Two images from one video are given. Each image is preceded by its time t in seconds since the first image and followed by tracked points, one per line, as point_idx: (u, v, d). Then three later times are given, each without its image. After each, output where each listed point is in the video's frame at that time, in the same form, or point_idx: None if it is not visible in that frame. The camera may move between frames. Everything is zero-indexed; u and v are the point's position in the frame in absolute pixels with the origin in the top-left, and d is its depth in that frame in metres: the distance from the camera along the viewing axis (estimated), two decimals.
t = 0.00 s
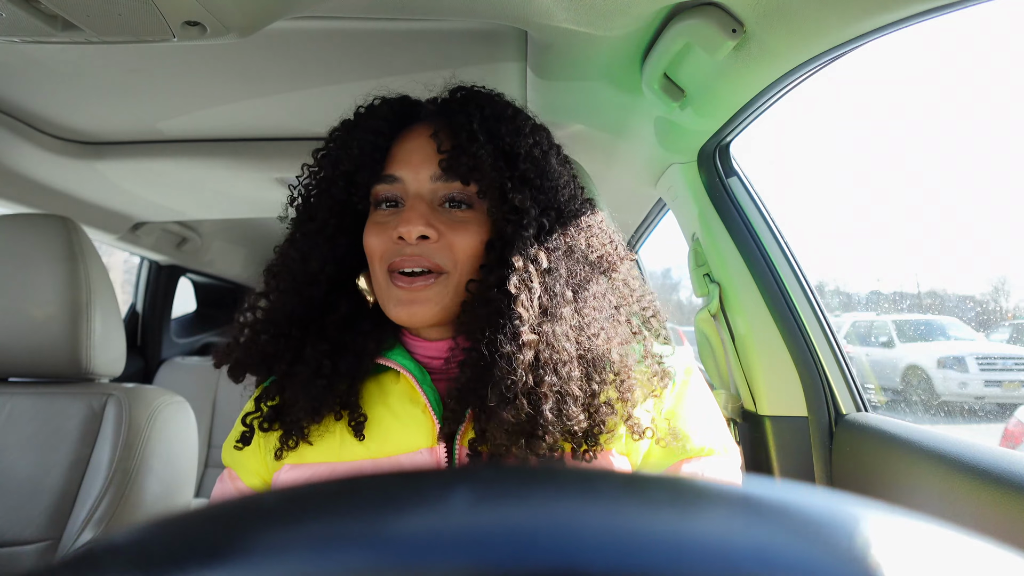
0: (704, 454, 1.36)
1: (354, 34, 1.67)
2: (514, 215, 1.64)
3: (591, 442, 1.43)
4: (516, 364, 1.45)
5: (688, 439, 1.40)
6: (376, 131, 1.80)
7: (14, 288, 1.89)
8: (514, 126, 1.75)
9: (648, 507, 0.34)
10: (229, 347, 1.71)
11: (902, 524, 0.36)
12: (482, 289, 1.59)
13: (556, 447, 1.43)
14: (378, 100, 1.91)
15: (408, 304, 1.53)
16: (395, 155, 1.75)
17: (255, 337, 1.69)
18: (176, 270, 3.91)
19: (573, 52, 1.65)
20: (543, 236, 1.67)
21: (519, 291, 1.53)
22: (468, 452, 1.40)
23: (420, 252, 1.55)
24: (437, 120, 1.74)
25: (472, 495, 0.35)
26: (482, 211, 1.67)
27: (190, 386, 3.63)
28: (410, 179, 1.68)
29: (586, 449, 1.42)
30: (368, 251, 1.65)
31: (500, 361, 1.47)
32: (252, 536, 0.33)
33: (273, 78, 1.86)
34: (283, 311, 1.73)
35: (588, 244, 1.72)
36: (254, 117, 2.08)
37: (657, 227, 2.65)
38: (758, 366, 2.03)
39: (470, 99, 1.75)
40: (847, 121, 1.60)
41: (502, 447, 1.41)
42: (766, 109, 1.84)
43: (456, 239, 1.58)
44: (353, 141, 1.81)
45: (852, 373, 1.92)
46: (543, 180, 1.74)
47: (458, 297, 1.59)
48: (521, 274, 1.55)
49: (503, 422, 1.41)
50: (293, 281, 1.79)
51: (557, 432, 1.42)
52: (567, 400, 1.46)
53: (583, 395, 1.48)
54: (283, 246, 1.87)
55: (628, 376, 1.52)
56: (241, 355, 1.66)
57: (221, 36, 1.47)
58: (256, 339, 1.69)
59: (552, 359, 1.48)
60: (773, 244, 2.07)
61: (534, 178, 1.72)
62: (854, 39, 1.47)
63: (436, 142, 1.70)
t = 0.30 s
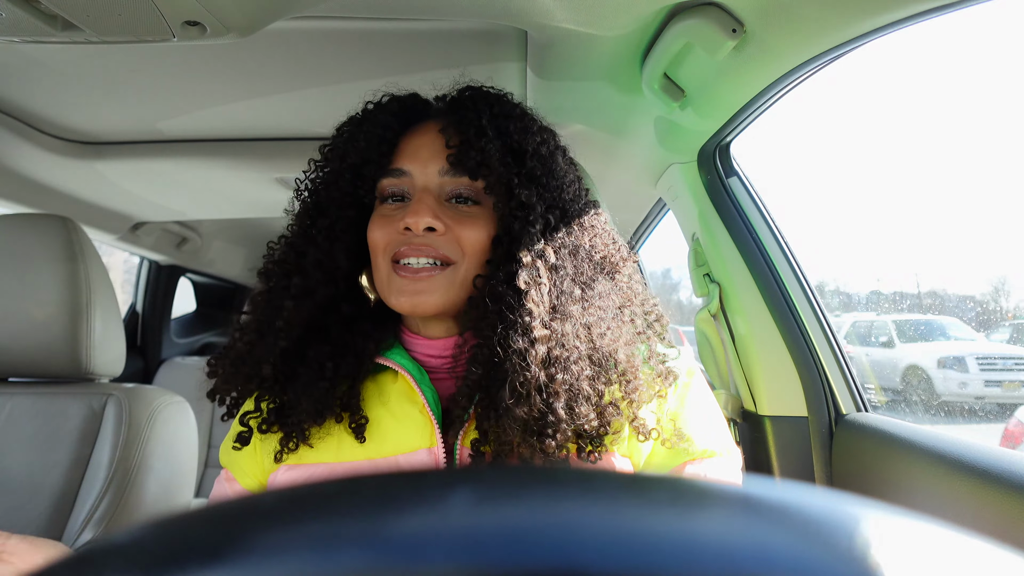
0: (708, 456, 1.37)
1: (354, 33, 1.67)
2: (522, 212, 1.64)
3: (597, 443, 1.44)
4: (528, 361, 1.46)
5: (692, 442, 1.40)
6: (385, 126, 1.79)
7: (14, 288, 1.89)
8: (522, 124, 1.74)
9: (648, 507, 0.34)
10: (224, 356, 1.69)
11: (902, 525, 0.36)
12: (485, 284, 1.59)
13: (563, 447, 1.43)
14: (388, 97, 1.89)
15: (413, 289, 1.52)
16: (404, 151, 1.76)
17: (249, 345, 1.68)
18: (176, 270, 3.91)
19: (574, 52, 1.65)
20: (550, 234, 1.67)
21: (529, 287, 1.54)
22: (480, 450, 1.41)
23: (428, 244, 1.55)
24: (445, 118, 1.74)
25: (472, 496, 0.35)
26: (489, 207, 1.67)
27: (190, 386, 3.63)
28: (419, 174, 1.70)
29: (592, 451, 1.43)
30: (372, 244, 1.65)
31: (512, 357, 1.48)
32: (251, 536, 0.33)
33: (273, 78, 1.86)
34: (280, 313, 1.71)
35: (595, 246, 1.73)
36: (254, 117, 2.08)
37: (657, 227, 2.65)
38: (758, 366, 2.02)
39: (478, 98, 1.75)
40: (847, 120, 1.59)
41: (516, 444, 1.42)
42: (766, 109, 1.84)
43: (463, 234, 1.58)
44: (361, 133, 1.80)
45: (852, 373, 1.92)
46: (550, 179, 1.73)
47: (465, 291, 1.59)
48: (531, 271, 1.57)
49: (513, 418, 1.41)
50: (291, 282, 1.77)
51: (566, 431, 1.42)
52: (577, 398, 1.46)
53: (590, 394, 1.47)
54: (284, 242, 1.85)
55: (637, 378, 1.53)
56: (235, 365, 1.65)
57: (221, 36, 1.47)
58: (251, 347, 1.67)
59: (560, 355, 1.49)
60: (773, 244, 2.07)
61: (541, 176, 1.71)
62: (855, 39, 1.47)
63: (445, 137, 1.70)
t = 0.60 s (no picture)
0: (708, 459, 1.40)
1: (354, 33, 1.67)
2: (560, 216, 1.66)
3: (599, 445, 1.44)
4: (547, 357, 1.48)
5: (693, 446, 1.42)
6: (430, 119, 1.80)
7: (14, 288, 1.89)
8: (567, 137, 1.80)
9: (647, 508, 0.34)
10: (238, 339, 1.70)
11: (902, 524, 0.36)
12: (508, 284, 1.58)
13: (567, 445, 1.44)
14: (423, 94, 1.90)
15: (438, 290, 1.52)
16: (440, 146, 1.76)
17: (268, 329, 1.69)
18: (176, 270, 3.91)
19: (574, 52, 1.65)
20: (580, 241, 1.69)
21: (559, 288, 1.56)
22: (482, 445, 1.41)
23: (458, 239, 1.53)
24: (491, 117, 1.75)
25: (472, 496, 0.35)
26: (522, 210, 1.68)
27: (189, 386, 3.63)
28: (455, 169, 1.70)
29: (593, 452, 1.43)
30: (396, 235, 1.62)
31: (529, 353, 1.49)
32: (252, 536, 0.33)
33: (273, 78, 1.86)
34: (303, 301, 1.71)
35: (618, 256, 1.76)
36: (254, 117, 2.08)
37: (657, 227, 2.65)
38: (758, 366, 2.02)
39: (520, 104, 1.77)
40: (846, 121, 1.60)
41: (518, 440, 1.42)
42: (767, 109, 1.84)
43: (495, 234, 1.58)
44: (405, 122, 1.81)
45: (852, 373, 1.92)
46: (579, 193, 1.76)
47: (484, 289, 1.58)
48: (562, 273, 1.59)
49: (524, 412, 1.43)
50: (319, 270, 1.76)
51: (575, 427, 1.43)
52: (588, 397, 1.47)
53: (598, 392, 1.48)
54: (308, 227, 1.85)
55: (643, 382, 1.53)
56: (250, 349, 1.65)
57: (221, 36, 1.47)
58: (269, 332, 1.68)
59: (576, 354, 1.51)
60: (773, 243, 2.07)
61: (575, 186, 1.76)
62: (854, 39, 1.47)
63: (493, 139, 1.73)
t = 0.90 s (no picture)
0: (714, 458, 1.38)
1: (354, 33, 1.67)
2: (541, 204, 1.66)
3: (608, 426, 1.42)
4: (555, 348, 1.49)
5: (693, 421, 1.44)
6: (397, 123, 1.75)
7: (14, 287, 1.89)
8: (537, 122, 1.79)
9: (646, 508, 0.34)
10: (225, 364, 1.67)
11: (902, 524, 0.36)
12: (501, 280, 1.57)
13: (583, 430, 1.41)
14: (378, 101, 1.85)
15: (439, 305, 1.51)
16: (415, 150, 1.72)
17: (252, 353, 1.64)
18: (176, 270, 3.91)
19: (574, 52, 1.65)
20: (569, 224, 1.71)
21: (557, 277, 1.56)
22: (494, 436, 1.40)
23: (449, 246, 1.50)
24: (461, 115, 1.72)
25: (471, 497, 0.35)
26: (505, 202, 1.66)
27: (189, 386, 3.63)
28: (434, 172, 1.65)
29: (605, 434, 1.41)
30: (386, 250, 1.59)
31: (536, 345, 1.49)
32: (252, 536, 0.33)
33: (273, 78, 1.86)
34: (286, 322, 1.67)
35: (609, 242, 1.78)
36: (254, 117, 2.08)
37: (657, 227, 2.65)
38: (758, 367, 2.02)
39: (485, 95, 1.75)
40: (847, 121, 1.59)
41: (532, 430, 1.40)
42: (766, 109, 1.84)
43: (482, 233, 1.55)
44: (373, 132, 1.75)
45: (852, 373, 1.92)
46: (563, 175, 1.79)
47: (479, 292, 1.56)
48: (557, 261, 1.59)
49: (537, 402, 1.42)
50: (298, 289, 1.71)
51: (590, 412, 1.42)
52: (598, 381, 1.47)
53: (607, 376, 1.49)
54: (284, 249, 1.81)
55: (646, 359, 1.58)
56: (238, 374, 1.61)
57: (220, 36, 1.47)
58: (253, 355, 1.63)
59: (581, 341, 1.52)
60: (773, 244, 2.07)
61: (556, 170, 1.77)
62: (854, 39, 1.47)
63: (463, 135, 1.69)
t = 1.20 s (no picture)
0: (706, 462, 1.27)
1: (354, 34, 1.67)
2: (522, 198, 1.66)
3: (594, 407, 1.38)
4: (528, 335, 1.48)
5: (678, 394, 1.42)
6: (366, 127, 1.72)
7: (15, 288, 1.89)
8: (509, 114, 1.78)
9: (647, 508, 0.34)
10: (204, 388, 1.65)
11: (902, 524, 0.36)
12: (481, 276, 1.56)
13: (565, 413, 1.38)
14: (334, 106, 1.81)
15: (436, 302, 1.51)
16: (387, 151, 1.69)
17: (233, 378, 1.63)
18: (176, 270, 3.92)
19: (574, 51, 1.66)
20: (550, 218, 1.71)
21: (533, 267, 1.57)
22: (481, 431, 1.38)
23: (441, 247, 1.51)
24: (429, 115, 1.70)
25: (472, 497, 0.35)
26: (487, 198, 1.66)
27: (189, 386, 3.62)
28: (412, 175, 1.62)
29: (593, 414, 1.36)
30: (373, 257, 1.58)
31: (511, 333, 1.49)
32: (251, 536, 0.33)
33: (273, 78, 1.86)
34: (262, 344, 1.65)
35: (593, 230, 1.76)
36: (254, 117, 2.08)
37: (657, 227, 2.65)
38: (759, 366, 2.03)
39: (450, 92, 1.74)
40: (847, 121, 1.59)
41: (516, 420, 1.40)
42: (766, 109, 1.85)
43: (471, 230, 1.56)
44: (343, 143, 1.73)
45: (852, 373, 1.92)
46: (543, 165, 1.79)
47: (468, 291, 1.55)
48: (534, 249, 1.60)
49: (511, 390, 1.42)
50: (274, 306, 1.71)
51: (569, 396, 1.40)
52: (574, 363, 1.47)
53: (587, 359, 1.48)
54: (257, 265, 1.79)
55: (627, 333, 1.59)
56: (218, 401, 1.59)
57: (221, 36, 1.47)
58: (235, 380, 1.62)
59: (557, 326, 1.51)
60: (773, 244, 2.07)
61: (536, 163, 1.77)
62: (855, 39, 1.48)
63: (436, 135, 1.66)
